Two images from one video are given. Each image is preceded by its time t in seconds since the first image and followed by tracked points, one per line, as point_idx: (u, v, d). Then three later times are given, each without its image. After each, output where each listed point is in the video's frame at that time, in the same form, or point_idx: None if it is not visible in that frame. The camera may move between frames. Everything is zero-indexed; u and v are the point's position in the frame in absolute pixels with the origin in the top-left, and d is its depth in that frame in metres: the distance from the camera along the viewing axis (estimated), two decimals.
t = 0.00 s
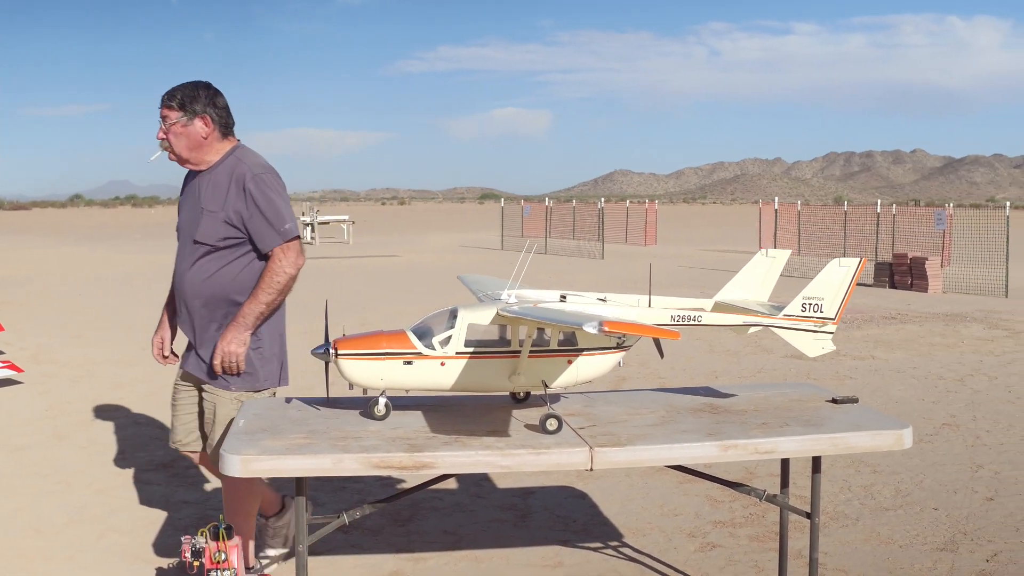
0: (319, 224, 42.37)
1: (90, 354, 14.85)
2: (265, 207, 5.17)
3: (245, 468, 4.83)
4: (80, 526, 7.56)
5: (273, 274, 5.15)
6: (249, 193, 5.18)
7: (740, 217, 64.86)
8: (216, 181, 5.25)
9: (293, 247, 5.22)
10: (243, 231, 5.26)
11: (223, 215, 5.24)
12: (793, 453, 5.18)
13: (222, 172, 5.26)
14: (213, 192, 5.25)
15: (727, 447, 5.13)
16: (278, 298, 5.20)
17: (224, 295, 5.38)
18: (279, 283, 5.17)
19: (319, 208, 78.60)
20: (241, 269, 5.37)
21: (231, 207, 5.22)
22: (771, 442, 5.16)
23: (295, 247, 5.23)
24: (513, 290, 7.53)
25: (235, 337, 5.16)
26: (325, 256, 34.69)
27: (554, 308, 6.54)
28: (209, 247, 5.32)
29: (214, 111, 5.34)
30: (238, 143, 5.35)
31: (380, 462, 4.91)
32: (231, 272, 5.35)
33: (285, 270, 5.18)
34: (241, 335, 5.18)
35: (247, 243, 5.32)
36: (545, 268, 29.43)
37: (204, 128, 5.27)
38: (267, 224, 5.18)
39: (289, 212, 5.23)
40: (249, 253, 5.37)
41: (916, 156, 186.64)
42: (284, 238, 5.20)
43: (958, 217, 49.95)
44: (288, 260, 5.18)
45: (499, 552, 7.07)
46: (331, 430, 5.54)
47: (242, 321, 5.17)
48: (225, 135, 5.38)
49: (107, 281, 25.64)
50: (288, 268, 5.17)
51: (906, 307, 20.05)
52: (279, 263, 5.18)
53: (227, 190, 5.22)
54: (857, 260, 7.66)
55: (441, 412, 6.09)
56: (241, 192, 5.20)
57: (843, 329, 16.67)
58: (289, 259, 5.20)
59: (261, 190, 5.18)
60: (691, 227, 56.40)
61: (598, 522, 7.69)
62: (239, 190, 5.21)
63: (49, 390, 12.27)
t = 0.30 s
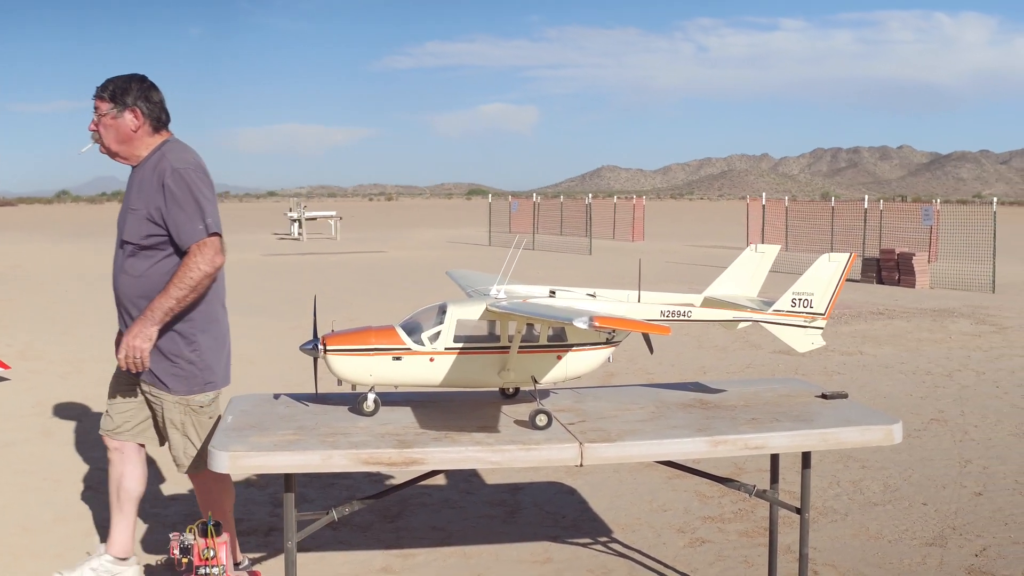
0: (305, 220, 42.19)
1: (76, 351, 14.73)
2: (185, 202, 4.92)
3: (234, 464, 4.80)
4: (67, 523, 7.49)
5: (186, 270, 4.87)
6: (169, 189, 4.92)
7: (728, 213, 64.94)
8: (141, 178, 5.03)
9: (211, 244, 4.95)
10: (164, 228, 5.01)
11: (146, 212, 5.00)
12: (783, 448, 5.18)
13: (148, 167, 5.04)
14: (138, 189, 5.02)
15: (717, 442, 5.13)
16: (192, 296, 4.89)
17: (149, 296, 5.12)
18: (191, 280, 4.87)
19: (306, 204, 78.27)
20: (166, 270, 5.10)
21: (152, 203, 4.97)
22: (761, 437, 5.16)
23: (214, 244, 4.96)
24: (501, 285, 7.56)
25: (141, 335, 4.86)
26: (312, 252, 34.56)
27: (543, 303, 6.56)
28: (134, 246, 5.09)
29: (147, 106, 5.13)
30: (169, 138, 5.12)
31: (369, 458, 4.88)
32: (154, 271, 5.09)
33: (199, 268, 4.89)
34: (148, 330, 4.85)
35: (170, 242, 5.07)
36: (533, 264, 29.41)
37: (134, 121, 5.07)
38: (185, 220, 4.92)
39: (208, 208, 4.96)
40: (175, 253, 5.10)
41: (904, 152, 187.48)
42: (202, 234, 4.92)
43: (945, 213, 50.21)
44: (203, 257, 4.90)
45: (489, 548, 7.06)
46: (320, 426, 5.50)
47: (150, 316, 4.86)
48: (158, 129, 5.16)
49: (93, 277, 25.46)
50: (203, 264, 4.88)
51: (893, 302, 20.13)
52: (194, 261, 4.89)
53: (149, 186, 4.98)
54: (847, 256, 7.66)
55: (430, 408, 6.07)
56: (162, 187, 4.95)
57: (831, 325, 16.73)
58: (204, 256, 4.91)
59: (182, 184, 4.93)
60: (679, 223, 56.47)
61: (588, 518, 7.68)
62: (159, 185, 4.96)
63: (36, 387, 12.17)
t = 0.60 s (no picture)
0: (295, 214, 41.97)
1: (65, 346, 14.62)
2: (108, 196, 4.88)
3: (226, 459, 4.79)
4: (57, 519, 7.44)
5: (110, 266, 4.85)
6: (93, 183, 4.88)
7: (718, 208, 65.00)
8: (66, 170, 4.98)
9: (133, 241, 4.92)
10: (88, 222, 4.97)
11: (70, 205, 4.95)
12: (775, 443, 5.19)
13: (73, 160, 4.99)
14: (63, 182, 4.97)
15: (709, 437, 5.14)
16: (116, 292, 4.87)
17: (74, 291, 5.09)
18: (115, 277, 4.85)
19: (295, 198, 77.92)
20: (91, 264, 5.06)
21: (76, 196, 4.93)
22: (754, 432, 5.17)
23: (135, 239, 4.92)
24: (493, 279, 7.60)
25: (69, 333, 4.85)
26: (302, 246, 34.42)
27: (536, 298, 6.57)
28: (58, 239, 5.04)
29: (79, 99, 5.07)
30: (97, 132, 5.07)
31: (362, 453, 4.88)
32: (78, 266, 5.05)
33: (123, 263, 4.87)
34: (76, 331, 4.86)
35: (93, 236, 5.02)
36: (523, 258, 29.36)
37: (64, 113, 5.01)
38: (108, 215, 4.89)
39: (129, 203, 4.91)
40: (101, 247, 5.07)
41: (894, 147, 188.04)
42: (125, 229, 4.89)
43: (934, 207, 50.38)
44: (126, 253, 4.88)
45: (481, 543, 7.06)
46: (311, 422, 5.49)
47: (77, 315, 4.85)
48: (87, 122, 5.10)
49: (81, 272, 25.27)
50: (126, 260, 4.86)
51: (883, 297, 20.18)
52: (119, 257, 4.88)
53: (74, 179, 4.93)
54: (839, 249, 7.67)
55: (422, 403, 6.06)
56: (86, 181, 4.90)
57: (822, 319, 16.77)
58: (127, 252, 4.89)
59: (106, 178, 4.89)
60: (669, 217, 56.49)
61: (579, 513, 7.69)
62: (83, 178, 4.91)
63: (24, 382, 12.08)
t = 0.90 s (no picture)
0: (286, 209, 41.79)
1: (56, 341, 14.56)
2: (52, 187, 4.82)
3: (219, 454, 4.77)
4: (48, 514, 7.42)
5: (62, 259, 4.80)
6: (36, 174, 4.81)
7: (710, 203, 65.06)
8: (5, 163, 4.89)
9: (81, 231, 4.87)
10: (31, 214, 4.89)
11: (12, 197, 4.87)
12: (769, 437, 5.20)
13: (12, 151, 4.90)
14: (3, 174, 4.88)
15: (703, 431, 5.14)
16: (69, 285, 4.83)
17: (23, 287, 5.01)
18: (66, 269, 4.80)
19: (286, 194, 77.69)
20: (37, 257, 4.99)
21: (19, 189, 4.85)
22: (748, 426, 5.17)
23: (83, 229, 4.88)
24: (488, 273, 7.64)
25: (32, 333, 4.80)
26: (294, 241, 34.31)
27: (529, 292, 6.56)
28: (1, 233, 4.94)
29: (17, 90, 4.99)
30: (38, 122, 5.00)
31: (355, 447, 4.86)
32: (25, 260, 4.98)
33: (73, 255, 4.83)
34: (38, 331, 4.81)
35: (39, 228, 4.96)
36: (515, 253, 29.34)
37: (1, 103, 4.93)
38: (52, 206, 4.82)
39: (75, 193, 4.86)
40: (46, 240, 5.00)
41: (886, 142, 188.42)
42: (72, 220, 4.84)
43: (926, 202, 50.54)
44: (76, 243, 4.83)
45: (473, 537, 7.05)
46: (305, 416, 5.48)
47: (36, 314, 4.79)
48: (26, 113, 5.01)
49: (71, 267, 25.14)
50: (77, 251, 4.82)
51: (874, 292, 20.23)
52: (68, 248, 4.83)
53: (14, 172, 4.85)
54: (832, 244, 7.66)
55: (414, 397, 6.05)
56: (29, 173, 4.83)
57: (814, 313, 16.80)
58: (75, 242, 4.85)
59: (49, 169, 4.82)
60: (661, 212, 56.53)
61: (572, 507, 7.69)
62: (25, 170, 4.84)
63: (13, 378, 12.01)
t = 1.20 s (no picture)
0: (279, 203, 41.60)
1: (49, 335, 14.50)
2: None
3: (213, 448, 4.75)
4: (41, 509, 7.39)
5: None
6: None
7: (704, 197, 65.08)
8: None
9: None
10: None
11: None
12: (764, 430, 5.20)
13: None
14: None
15: (697, 424, 5.14)
16: None
17: None
18: None
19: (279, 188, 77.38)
20: None
21: None
22: (742, 419, 5.17)
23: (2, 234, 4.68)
24: (482, 266, 7.64)
25: None
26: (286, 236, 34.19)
27: (523, 285, 6.56)
28: None
29: None
30: None
31: (349, 441, 4.85)
32: None
33: None
34: None
35: None
36: (509, 248, 29.30)
37: None
38: None
39: None
40: None
41: (879, 136, 188.61)
42: None
43: (919, 197, 50.67)
44: None
45: (468, 531, 7.05)
46: (298, 409, 5.46)
47: None
48: None
49: (64, 262, 25.03)
50: None
51: (867, 286, 20.26)
52: None
53: None
54: (827, 237, 7.66)
55: (409, 390, 6.04)
56: None
57: (808, 307, 16.83)
58: None
59: None
60: (654, 207, 56.48)
61: (566, 501, 7.69)
62: None
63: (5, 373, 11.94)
